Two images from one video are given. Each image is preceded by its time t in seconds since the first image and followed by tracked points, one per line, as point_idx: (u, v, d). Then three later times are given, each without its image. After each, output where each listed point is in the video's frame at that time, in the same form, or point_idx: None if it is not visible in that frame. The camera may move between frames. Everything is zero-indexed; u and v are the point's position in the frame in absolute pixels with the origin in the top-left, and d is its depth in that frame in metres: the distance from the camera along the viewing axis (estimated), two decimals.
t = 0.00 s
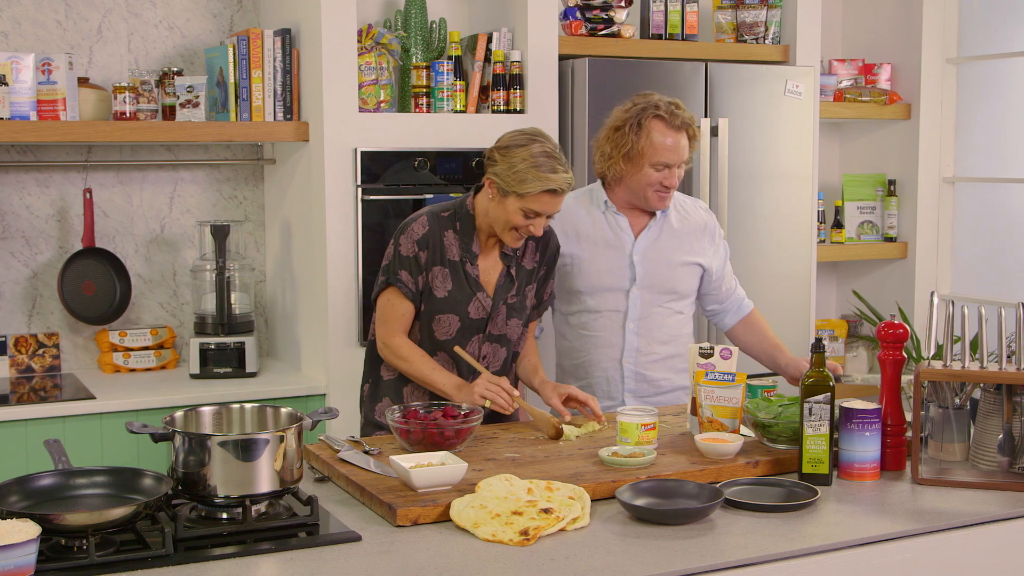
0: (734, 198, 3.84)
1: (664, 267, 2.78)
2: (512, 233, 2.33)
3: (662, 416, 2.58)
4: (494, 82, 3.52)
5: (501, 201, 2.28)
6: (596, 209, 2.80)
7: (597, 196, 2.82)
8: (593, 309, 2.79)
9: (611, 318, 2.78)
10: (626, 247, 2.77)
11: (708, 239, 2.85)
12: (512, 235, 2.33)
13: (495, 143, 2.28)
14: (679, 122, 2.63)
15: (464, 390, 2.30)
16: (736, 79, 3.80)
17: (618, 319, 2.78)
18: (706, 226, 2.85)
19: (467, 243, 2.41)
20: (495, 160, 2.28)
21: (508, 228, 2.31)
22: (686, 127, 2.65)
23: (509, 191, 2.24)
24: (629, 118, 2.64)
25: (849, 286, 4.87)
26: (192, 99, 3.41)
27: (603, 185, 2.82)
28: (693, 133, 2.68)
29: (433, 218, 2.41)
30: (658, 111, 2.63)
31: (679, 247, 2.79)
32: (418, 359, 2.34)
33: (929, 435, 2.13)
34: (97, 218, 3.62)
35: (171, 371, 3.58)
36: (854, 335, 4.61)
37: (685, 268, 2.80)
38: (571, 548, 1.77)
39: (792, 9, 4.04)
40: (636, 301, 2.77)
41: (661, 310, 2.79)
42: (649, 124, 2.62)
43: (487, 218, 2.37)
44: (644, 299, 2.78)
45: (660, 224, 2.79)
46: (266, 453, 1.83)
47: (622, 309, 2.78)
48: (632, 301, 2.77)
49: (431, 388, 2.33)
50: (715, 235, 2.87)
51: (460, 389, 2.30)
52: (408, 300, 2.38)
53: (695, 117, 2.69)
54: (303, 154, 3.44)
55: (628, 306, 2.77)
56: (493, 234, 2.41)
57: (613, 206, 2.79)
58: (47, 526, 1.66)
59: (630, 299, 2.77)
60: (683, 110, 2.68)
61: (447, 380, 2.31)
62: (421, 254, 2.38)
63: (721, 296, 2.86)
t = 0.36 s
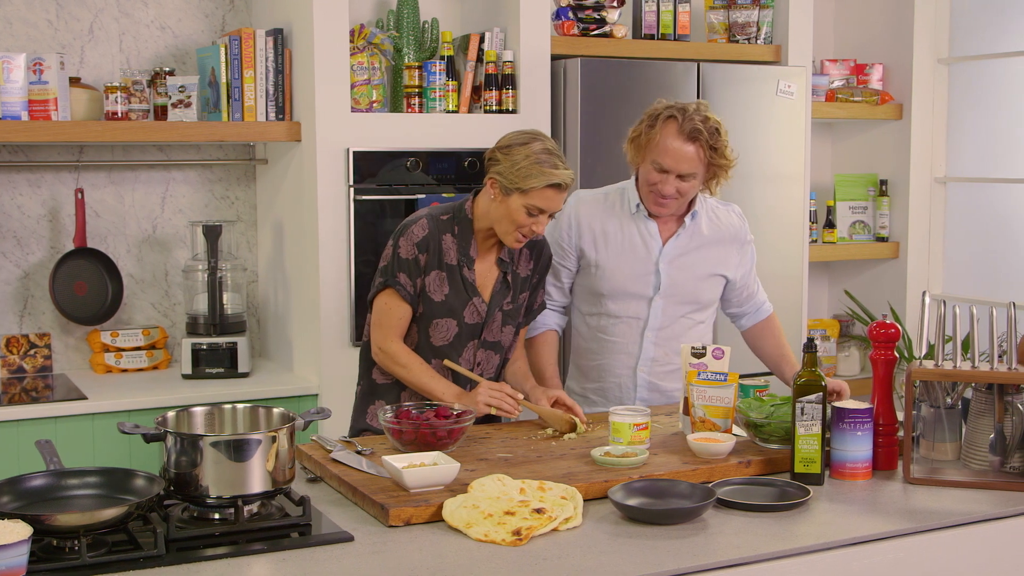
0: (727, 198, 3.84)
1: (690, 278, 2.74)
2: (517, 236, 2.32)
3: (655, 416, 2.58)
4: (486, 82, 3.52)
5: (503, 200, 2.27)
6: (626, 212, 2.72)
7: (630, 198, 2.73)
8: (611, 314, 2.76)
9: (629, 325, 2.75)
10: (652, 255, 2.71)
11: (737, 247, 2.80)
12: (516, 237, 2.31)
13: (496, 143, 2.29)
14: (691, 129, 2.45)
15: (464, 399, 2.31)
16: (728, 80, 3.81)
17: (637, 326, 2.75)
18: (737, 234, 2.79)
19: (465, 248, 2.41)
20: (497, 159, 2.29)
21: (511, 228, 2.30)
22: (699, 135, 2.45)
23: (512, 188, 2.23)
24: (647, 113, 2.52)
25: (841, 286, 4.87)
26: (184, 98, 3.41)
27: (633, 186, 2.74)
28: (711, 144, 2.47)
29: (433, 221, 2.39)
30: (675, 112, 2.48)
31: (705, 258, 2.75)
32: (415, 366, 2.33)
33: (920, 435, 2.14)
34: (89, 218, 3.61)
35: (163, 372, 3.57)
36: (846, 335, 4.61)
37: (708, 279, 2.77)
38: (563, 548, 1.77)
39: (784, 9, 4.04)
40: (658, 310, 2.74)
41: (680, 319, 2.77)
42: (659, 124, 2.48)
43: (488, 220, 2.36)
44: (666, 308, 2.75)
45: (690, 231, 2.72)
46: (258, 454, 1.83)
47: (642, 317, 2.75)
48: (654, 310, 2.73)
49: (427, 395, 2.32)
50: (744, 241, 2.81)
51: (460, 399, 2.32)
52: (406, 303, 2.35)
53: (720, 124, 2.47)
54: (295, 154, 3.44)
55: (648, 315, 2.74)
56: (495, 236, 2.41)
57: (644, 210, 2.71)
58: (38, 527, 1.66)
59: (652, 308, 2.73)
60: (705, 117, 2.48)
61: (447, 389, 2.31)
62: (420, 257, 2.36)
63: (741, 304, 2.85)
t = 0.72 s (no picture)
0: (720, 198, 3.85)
1: (688, 281, 2.73)
2: (513, 232, 2.32)
3: (647, 416, 2.58)
4: (479, 82, 3.52)
5: (494, 196, 2.28)
6: (628, 213, 2.73)
7: (631, 199, 2.74)
8: (609, 315, 2.75)
9: (625, 326, 2.74)
10: (651, 256, 2.71)
11: (740, 253, 2.77)
12: (511, 232, 2.31)
13: (479, 143, 2.31)
14: (691, 133, 2.44)
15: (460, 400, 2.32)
16: (720, 80, 3.81)
17: (632, 328, 2.74)
18: (740, 239, 2.77)
19: (459, 250, 2.41)
20: (484, 158, 2.30)
21: (505, 224, 2.30)
22: (699, 139, 2.44)
23: (502, 182, 2.25)
24: (650, 115, 2.52)
25: (833, 286, 4.88)
26: (176, 98, 3.40)
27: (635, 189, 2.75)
28: (711, 148, 2.45)
29: (427, 224, 2.38)
30: (676, 116, 2.48)
31: (704, 262, 2.74)
32: (413, 369, 2.32)
33: (912, 434, 2.14)
34: (80, 218, 3.60)
35: (155, 372, 3.57)
36: (838, 335, 4.62)
37: (708, 284, 2.75)
38: (556, 548, 1.77)
39: (776, 9, 4.05)
40: (654, 312, 2.72)
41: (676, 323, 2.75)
42: (660, 126, 2.48)
43: (479, 220, 2.37)
44: (663, 312, 2.73)
45: (690, 233, 2.71)
46: (250, 453, 1.83)
47: (637, 319, 2.73)
48: (650, 312, 2.72)
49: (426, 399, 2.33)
50: (749, 247, 2.79)
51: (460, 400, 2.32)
52: (403, 307, 2.34)
53: (721, 130, 2.45)
54: (287, 154, 3.44)
55: (643, 316, 2.72)
56: (488, 236, 2.41)
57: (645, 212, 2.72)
58: (30, 528, 1.66)
59: (648, 310, 2.71)
60: (707, 122, 2.46)
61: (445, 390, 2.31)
62: (416, 260, 2.35)
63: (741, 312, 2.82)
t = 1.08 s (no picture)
0: (711, 198, 3.85)
1: (648, 275, 2.70)
2: (492, 218, 2.32)
3: (638, 416, 2.59)
4: (469, 82, 3.52)
5: (470, 182, 2.29)
6: (587, 212, 2.75)
7: (590, 199, 2.77)
8: (577, 313, 2.75)
9: (589, 325, 2.73)
10: (609, 252, 2.71)
11: (703, 246, 2.73)
12: (489, 218, 2.30)
13: (457, 132, 2.34)
14: (638, 124, 2.49)
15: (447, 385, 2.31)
16: (711, 80, 3.82)
17: (598, 326, 2.73)
18: (701, 231, 2.74)
19: (444, 245, 2.40)
20: (459, 146, 2.33)
21: (483, 210, 2.30)
22: (647, 127, 2.48)
23: (477, 166, 2.26)
24: (594, 119, 2.57)
25: (823, 285, 4.89)
26: (166, 98, 3.40)
27: (597, 189, 2.76)
28: (660, 133, 2.50)
29: (410, 221, 2.38)
30: (619, 113, 2.52)
31: (665, 255, 2.71)
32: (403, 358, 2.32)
33: (902, 433, 2.15)
34: (70, 219, 3.59)
35: (146, 372, 3.56)
36: (828, 335, 4.63)
37: (669, 278, 2.71)
38: (546, 548, 1.78)
39: (767, 9, 4.05)
40: (617, 309, 2.70)
41: (641, 320, 2.71)
42: (606, 127, 2.53)
43: (461, 209, 2.37)
44: (626, 308, 2.71)
45: (648, 226, 2.71)
46: (240, 454, 1.82)
47: (601, 316, 2.72)
48: (613, 309, 2.70)
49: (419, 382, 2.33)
50: (713, 239, 2.75)
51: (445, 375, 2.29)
52: (390, 304, 2.34)
53: (665, 113, 2.50)
54: (278, 154, 3.43)
55: (608, 313, 2.71)
56: (472, 226, 2.41)
57: (604, 210, 2.73)
58: (19, 529, 1.66)
59: (609, 306, 2.71)
60: (650, 109, 2.51)
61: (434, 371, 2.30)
62: (400, 257, 2.35)
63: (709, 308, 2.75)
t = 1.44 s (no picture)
0: (709, 196, 3.85)
1: (602, 263, 2.70)
2: (463, 194, 2.36)
3: (636, 414, 2.59)
4: (467, 80, 3.52)
5: (437, 162, 2.37)
6: (539, 211, 2.75)
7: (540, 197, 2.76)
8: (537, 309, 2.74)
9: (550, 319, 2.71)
10: (564, 246, 2.71)
11: (654, 232, 2.75)
12: (460, 192, 2.35)
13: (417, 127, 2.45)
14: (565, 111, 2.54)
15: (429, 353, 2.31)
16: (708, 78, 3.82)
17: (557, 320, 2.71)
18: (650, 217, 2.75)
19: (424, 233, 2.43)
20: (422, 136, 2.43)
21: (452, 186, 2.35)
22: (574, 113, 2.53)
23: (438, 143, 2.34)
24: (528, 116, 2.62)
25: (822, 283, 4.89)
26: (164, 96, 3.38)
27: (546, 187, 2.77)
28: (588, 117, 2.54)
29: (386, 211, 2.42)
30: (546, 104, 2.58)
31: (617, 243, 2.71)
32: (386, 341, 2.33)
33: (901, 431, 2.14)
34: (68, 217, 3.59)
35: (144, 371, 3.56)
36: (827, 333, 4.63)
37: (623, 266, 2.72)
38: (545, 546, 1.78)
39: (765, 7, 4.05)
40: (575, 301, 2.70)
41: (598, 310, 2.71)
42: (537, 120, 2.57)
43: (434, 197, 2.43)
44: (584, 298, 2.70)
45: (598, 217, 2.72)
46: (239, 453, 1.82)
47: (560, 310, 2.71)
48: (571, 302, 2.70)
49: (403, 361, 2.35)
50: (664, 223, 2.76)
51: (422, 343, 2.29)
52: (372, 293, 2.37)
53: (590, 98, 2.54)
54: (276, 153, 3.43)
55: (565, 306, 2.70)
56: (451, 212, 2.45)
57: (555, 207, 2.72)
58: (18, 527, 1.66)
59: (567, 300, 2.70)
60: (575, 96, 2.56)
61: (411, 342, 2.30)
62: (377, 246, 2.39)
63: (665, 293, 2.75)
